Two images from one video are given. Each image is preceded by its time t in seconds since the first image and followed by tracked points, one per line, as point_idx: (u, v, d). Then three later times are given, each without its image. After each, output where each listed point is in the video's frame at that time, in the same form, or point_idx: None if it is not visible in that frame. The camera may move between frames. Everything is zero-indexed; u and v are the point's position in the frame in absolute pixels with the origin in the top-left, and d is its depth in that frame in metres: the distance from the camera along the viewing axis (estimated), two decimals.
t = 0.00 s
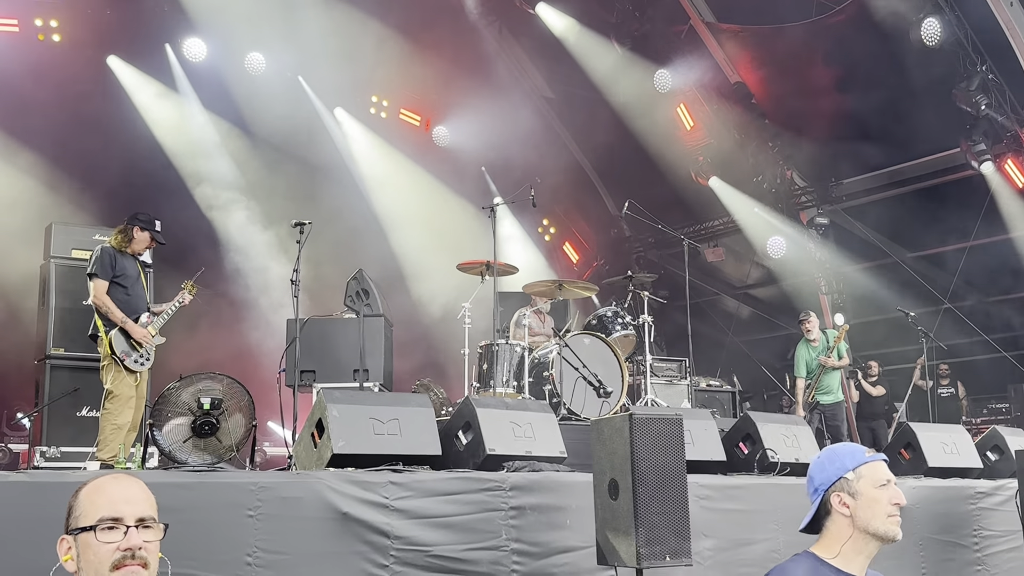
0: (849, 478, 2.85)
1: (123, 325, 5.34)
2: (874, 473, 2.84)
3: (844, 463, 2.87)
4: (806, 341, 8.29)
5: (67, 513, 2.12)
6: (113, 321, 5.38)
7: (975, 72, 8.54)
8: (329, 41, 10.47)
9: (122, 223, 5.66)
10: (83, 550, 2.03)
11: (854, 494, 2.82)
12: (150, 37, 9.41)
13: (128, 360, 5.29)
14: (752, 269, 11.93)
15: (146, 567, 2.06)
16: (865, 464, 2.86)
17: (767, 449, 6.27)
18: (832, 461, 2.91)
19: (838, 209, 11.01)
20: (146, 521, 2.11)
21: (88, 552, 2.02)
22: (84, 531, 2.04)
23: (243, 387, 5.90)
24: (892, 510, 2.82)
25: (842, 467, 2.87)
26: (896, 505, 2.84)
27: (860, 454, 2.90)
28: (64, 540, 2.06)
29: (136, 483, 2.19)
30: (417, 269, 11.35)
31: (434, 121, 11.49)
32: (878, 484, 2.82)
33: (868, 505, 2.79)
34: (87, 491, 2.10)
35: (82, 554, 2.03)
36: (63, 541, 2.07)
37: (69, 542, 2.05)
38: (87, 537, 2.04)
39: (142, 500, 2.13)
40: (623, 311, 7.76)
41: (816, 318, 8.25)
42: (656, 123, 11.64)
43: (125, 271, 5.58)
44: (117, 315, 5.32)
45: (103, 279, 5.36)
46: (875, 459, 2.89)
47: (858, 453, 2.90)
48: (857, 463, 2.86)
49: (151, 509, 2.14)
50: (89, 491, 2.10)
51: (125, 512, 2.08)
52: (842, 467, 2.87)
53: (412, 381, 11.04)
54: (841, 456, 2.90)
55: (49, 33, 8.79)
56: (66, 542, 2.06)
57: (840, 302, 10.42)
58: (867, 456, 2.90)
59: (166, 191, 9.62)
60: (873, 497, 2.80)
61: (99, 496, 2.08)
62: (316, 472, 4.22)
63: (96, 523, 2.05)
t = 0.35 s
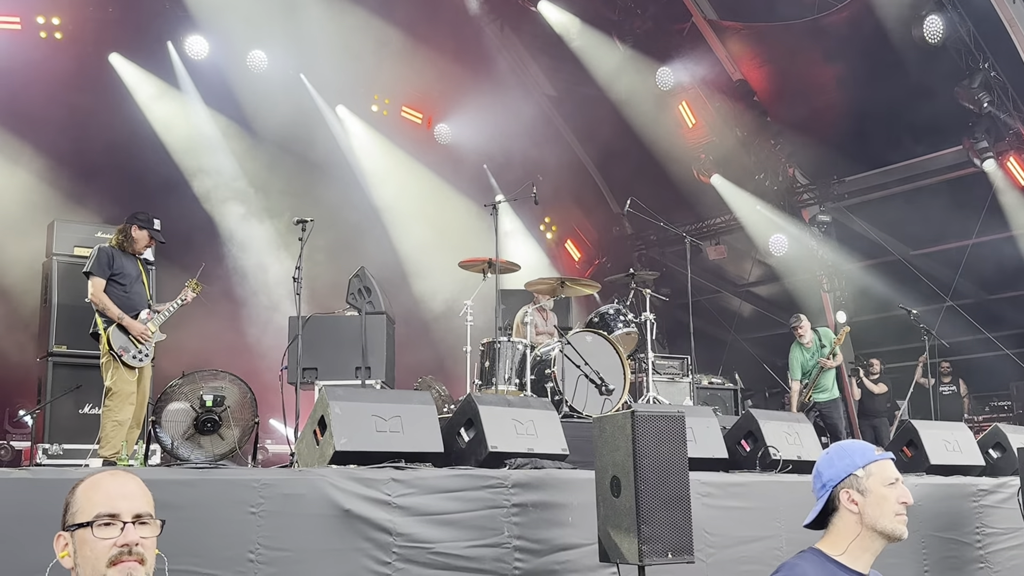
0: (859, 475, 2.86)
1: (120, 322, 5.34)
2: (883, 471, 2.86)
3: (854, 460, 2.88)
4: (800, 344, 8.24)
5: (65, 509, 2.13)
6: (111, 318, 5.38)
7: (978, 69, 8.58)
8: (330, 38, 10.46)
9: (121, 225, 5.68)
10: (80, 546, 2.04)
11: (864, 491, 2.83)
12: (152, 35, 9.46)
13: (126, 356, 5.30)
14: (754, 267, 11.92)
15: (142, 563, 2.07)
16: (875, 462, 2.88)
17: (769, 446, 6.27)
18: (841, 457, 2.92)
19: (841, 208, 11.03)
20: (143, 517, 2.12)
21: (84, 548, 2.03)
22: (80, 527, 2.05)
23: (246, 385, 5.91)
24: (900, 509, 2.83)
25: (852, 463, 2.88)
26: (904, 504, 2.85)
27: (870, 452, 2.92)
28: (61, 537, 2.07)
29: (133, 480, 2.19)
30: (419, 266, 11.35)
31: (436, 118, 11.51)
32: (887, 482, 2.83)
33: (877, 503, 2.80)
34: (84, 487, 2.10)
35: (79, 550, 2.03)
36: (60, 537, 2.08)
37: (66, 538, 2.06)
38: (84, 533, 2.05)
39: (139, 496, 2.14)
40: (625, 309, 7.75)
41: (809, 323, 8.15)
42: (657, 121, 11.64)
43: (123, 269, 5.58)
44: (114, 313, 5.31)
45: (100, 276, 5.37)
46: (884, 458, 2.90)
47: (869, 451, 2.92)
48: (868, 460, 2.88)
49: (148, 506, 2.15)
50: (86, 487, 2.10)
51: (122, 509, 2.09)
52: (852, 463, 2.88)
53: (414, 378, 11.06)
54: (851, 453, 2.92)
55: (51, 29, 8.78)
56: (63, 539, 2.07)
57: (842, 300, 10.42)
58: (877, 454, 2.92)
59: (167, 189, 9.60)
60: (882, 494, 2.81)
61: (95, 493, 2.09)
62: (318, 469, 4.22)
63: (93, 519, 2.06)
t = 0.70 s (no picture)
0: (859, 473, 2.86)
1: (120, 319, 5.34)
2: (882, 468, 2.85)
3: (852, 458, 2.88)
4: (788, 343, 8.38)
5: (65, 506, 2.13)
6: (112, 315, 5.38)
7: (981, 67, 8.56)
8: (332, 36, 10.47)
9: (116, 222, 5.68)
10: (80, 543, 2.04)
11: (863, 490, 2.83)
12: (154, 33, 9.48)
13: (127, 353, 5.30)
14: (755, 265, 11.92)
15: (143, 560, 2.06)
16: (873, 460, 2.87)
17: (771, 444, 6.27)
18: (840, 456, 2.91)
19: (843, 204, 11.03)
20: (142, 513, 2.11)
21: (85, 544, 2.03)
22: (80, 523, 2.05)
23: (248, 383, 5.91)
24: (900, 505, 2.83)
25: (850, 461, 2.87)
26: (905, 500, 2.84)
27: (869, 449, 2.92)
28: (62, 533, 2.08)
29: (133, 477, 2.18)
30: (421, 263, 11.36)
31: (438, 116, 11.53)
32: (886, 479, 2.83)
33: (877, 501, 2.80)
34: (83, 484, 2.10)
35: (79, 547, 2.04)
36: (60, 534, 2.08)
37: (66, 535, 2.06)
38: (83, 530, 2.05)
39: (138, 493, 2.13)
40: (627, 307, 7.73)
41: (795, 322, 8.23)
42: (659, 119, 11.64)
43: (123, 266, 5.57)
44: (114, 309, 5.31)
45: (100, 274, 5.37)
46: (883, 454, 2.90)
47: (867, 447, 2.92)
48: (866, 458, 2.88)
49: (148, 502, 2.14)
50: (85, 484, 2.10)
51: (122, 505, 2.09)
52: (850, 462, 2.87)
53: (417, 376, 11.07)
54: (849, 451, 2.91)
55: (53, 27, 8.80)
56: (63, 536, 2.07)
57: (844, 298, 10.41)
58: (875, 451, 2.92)
59: (169, 187, 9.61)
60: (882, 492, 2.81)
61: (94, 490, 2.08)
62: (320, 466, 4.22)
63: (92, 515, 2.05)
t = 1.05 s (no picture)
0: (862, 473, 2.86)
1: (123, 316, 5.34)
2: (884, 467, 2.87)
3: (855, 458, 2.88)
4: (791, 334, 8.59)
5: (71, 503, 2.13)
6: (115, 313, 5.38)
7: (983, 64, 8.58)
8: (333, 34, 10.47)
9: (116, 221, 5.68)
10: (86, 540, 2.03)
11: (867, 489, 2.84)
12: (156, 31, 9.50)
13: (131, 351, 5.31)
14: (757, 262, 11.92)
15: (148, 557, 2.07)
16: (876, 459, 2.89)
17: (773, 442, 6.26)
18: (842, 455, 2.91)
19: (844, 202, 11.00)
20: (148, 511, 2.11)
21: (91, 541, 2.03)
22: (87, 520, 2.04)
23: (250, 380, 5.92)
24: (901, 504, 2.85)
25: (853, 461, 2.88)
26: (905, 498, 2.87)
27: (870, 448, 2.93)
28: (67, 530, 2.07)
29: (139, 474, 2.18)
30: (422, 259, 11.37)
31: (439, 113, 11.55)
32: (888, 478, 2.85)
33: (880, 500, 2.81)
34: (90, 481, 2.10)
35: (85, 544, 2.03)
36: (65, 531, 2.08)
37: (72, 532, 2.05)
38: (90, 527, 2.04)
39: (144, 491, 2.13)
40: (629, 304, 7.71)
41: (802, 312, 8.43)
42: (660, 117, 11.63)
43: (124, 264, 5.57)
44: (116, 307, 5.31)
45: (100, 273, 5.36)
46: (885, 453, 2.92)
47: (868, 447, 2.93)
48: (869, 456, 2.89)
49: (154, 500, 2.14)
50: (92, 481, 2.10)
51: (128, 502, 2.09)
52: (854, 461, 2.88)
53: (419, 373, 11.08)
54: (852, 450, 2.92)
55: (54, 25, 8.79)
56: (68, 532, 2.07)
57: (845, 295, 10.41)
58: (876, 450, 2.93)
59: (170, 185, 9.60)
60: (885, 492, 2.83)
61: (101, 486, 2.09)
62: (322, 464, 4.23)
63: (99, 512, 2.05)
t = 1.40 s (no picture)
0: (864, 469, 2.86)
1: (124, 315, 5.35)
2: (886, 464, 2.87)
3: (858, 454, 2.88)
4: (801, 327, 8.68)
5: (75, 500, 2.13)
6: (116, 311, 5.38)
7: (984, 61, 8.58)
8: (334, 32, 10.47)
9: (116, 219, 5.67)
10: (91, 536, 2.04)
11: (869, 486, 2.84)
12: (156, 29, 9.50)
13: (132, 349, 5.30)
14: (757, 260, 11.92)
15: (153, 555, 2.07)
16: (878, 455, 2.89)
17: (773, 439, 6.26)
18: (845, 451, 2.90)
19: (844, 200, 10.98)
20: (154, 508, 2.11)
21: (97, 537, 2.03)
22: (92, 517, 2.05)
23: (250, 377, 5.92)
24: (901, 501, 2.85)
25: (856, 457, 2.87)
26: (905, 496, 2.88)
27: (872, 445, 2.92)
28: (72, 527, 2.07)
29: (145, 472, 2.19)
30: (423, 257, 11.37)
31: (440, 111, 11.54)
32: (889, 475, 2.85)
33: (881, 496, 2.82)
34: (95, 477, 2.11)
35: (90, 540, 2.04)
36: (70, 527, 2.08)
37: (78, 529, 2.06)
38: (96, 523, 2.05)
39: (150, 488, 2.14)
40: (629, 302, 7.70)
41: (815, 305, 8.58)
42: (661, 115, 11.62)
43: (125, 263, 5.57)
44: (117, 305, 5.31)
45: (101, 272, 5.35)
46: (887, 450, 2.92)
47: (870, 444, 2.92)
48: (871, 453, 2.88)
49: (159, 497, 2.15)
50: (97, 478, 2.11)
51: (134, 499, 2.09)
52: (856, 458, 2.87)
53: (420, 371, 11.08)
54: (855, 446, 2.91)
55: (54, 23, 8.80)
56: (74, 529, 2.07)
57: (846, 293, 10.40)
58: (877, 447, 2.93)
59: (170, 183, 9.61)
60: (886, 488, 2.83)
61: (107, 482, 2.10)
62: (323, 462, 4.23)
63: (105, 509, 2.06)
